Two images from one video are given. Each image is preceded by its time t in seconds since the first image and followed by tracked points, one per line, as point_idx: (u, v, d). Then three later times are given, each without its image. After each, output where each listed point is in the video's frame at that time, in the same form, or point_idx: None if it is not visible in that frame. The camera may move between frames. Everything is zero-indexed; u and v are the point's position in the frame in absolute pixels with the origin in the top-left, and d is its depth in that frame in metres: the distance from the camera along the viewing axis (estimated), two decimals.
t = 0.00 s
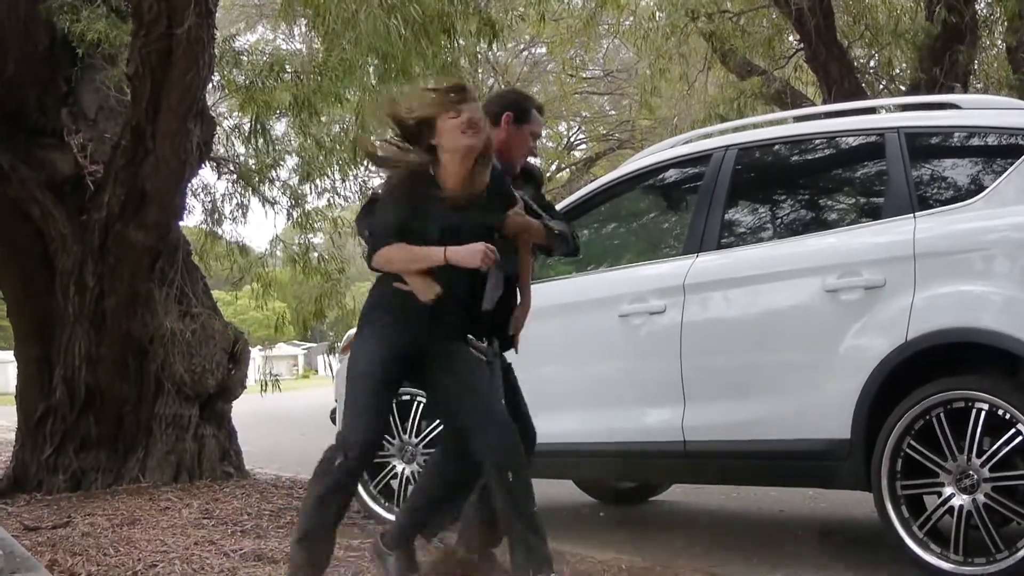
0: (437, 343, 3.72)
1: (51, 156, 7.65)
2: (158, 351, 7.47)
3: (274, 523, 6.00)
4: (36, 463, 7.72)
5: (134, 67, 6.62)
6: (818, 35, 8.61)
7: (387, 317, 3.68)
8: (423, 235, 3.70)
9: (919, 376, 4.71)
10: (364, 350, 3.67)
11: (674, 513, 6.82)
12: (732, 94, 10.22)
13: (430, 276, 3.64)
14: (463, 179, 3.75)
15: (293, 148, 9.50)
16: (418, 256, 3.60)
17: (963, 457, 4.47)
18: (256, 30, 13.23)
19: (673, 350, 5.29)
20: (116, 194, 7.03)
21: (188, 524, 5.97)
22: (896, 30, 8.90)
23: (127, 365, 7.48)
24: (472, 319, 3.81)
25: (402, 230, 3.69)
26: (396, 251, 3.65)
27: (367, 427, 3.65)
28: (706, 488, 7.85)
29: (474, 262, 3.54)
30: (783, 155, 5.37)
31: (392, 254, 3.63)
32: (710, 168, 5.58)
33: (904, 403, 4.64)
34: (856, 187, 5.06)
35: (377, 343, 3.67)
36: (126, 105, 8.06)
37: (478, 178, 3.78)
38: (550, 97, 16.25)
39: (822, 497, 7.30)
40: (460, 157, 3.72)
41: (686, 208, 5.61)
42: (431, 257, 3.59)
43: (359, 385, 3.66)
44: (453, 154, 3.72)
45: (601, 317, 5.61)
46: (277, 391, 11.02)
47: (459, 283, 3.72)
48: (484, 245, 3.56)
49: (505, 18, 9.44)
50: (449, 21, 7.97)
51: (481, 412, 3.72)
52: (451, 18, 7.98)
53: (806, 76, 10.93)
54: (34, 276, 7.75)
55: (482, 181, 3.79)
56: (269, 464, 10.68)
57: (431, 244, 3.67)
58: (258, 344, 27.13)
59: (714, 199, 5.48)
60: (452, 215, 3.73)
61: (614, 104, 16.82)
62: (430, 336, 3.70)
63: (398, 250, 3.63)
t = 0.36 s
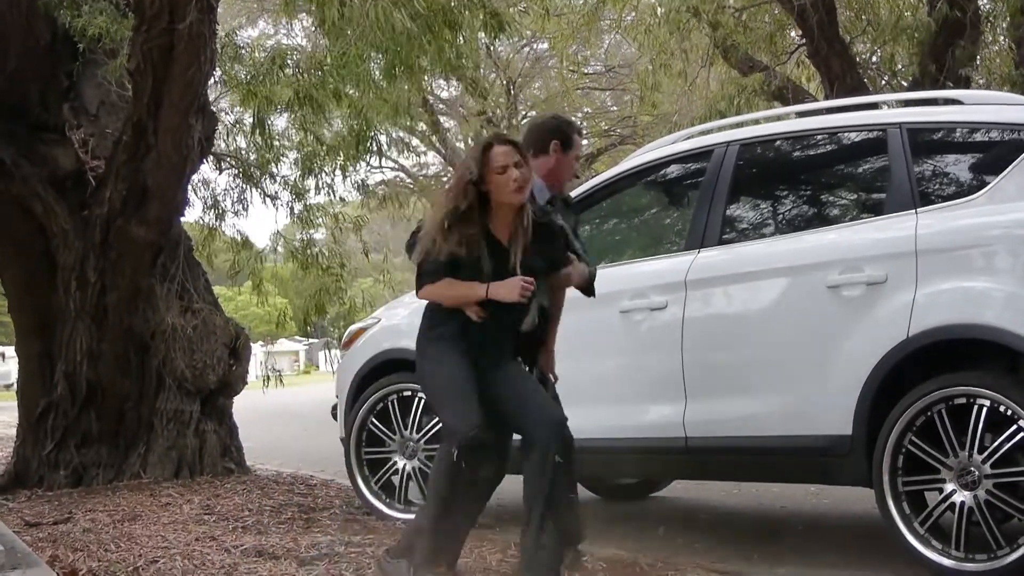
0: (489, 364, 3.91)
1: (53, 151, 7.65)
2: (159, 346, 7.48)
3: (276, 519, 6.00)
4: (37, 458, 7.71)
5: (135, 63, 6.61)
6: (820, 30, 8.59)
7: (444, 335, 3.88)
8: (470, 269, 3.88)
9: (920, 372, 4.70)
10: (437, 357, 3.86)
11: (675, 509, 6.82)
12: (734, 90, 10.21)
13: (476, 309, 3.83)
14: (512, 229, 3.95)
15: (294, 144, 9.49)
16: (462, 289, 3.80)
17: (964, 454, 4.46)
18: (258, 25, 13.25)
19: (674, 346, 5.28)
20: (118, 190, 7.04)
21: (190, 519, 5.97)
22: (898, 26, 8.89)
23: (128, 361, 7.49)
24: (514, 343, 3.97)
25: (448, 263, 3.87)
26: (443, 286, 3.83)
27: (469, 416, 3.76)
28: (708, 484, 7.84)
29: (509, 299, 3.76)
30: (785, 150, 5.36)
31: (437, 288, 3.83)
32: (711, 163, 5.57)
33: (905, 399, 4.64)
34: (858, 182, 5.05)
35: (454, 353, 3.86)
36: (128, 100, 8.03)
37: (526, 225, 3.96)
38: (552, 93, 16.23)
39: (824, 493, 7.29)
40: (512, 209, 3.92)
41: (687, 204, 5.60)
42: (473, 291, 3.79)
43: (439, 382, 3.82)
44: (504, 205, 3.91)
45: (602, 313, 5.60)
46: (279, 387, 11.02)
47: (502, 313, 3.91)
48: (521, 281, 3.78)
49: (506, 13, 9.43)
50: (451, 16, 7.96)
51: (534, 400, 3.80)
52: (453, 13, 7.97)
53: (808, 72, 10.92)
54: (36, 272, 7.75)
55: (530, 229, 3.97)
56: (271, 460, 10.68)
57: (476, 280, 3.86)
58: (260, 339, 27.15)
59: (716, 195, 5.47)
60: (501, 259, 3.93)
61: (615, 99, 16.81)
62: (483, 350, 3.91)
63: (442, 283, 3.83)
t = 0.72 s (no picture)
0: (529, 348, 4.17)
1: (53, 151, 7.64)
2: (159, 346, 7.50)
3: (276, 519, 6.01)
4: (36, 458, 7.71)
5: (135, 64, 6.61)
6: (819, 31, 8.59)
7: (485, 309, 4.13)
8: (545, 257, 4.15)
9: (919, 373, 4.71)
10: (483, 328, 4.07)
11: (674, 509, 6.83)
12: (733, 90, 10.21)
13: (531, 291, 4.11)
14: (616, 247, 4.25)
15: (293, 144, 9.50)
16: (533, 270, 4.03)
17: (963, 454, 4.47)
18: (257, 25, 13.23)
19: (674, 346, 5.28)
20: (117, 189, 7.03)
21: (189, 519, 5.97)
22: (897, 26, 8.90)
23: (127, 361, 7.49)
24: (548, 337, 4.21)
25: (532, 245, 4.14)
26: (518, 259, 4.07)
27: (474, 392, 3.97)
28: (707, 484, 7.85)
29: (571, 296, 3.99)
30: (784, 152, 5.37)
31: (507, 259, 4.07)
32: (711, 164, 5.58)
33: (904, 400, 4.64)
34: (857, 183, 5.06)
35: (492, 329, 4.07)
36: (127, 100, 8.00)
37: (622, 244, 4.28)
38: (551, 93, 16.23)
39: (823, 494, 7.29)
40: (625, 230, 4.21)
41: (687, 205, 5.61)
42: (542, 276, 4.02)
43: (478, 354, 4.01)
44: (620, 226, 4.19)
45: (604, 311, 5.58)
46: (277, 386, 11.02)
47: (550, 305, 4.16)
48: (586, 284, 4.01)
49: (506, 13, 9.44)
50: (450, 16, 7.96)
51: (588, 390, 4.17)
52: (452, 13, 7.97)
53: (807, 72, 10.91)
54: (34, 272, 7.73)
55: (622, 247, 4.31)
56: (268, 460, 10.68)
57: (549, 267, 4.12)
58: (260, 339, 27.13)
59: (715, 195, 5.49)
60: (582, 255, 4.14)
61: (615, 100, 16.81)
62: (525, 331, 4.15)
63: (516, 257, 4.06)
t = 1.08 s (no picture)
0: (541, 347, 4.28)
1: (49, 149, 7.64)
2: (155, 344, 7.49)
3: (273, 516, 6.01)
4: (33, 455, 7.70)
5: (130, 62, 6.62)
6: (815, 27, 8.59)
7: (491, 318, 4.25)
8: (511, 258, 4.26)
9: (915, 369, 4.71)
10: (499, 347, 4.18)
11: (672, 505, 6.83)
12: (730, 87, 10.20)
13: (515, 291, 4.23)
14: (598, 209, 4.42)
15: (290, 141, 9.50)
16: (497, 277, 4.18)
17: (960, 450, 4.47)
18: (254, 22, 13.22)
19: (671, 343, 5.28)
20: (114, 186, 7.02)
21: (186, 516, 5.97)
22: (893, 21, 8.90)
23: (124, 359, 7.48)
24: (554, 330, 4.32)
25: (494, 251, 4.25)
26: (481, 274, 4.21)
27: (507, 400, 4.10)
28: (704, 481, 7.85)
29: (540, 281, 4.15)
30: (780, 148, 5.38)
31: (473, 276, 4.20)
32: (707, 160, 5.58)
33: (901, 395, 4.64)
34: (853, 179, 5.06)
35: (508, 344, 4.18)
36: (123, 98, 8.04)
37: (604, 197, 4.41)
38: (548, 90, 16.23)
39: (820, 489, 7.30)
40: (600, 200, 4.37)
41: (683, 201, 5.61)
42: (510, 276, 4.16)
43: (506, 376, 4.13)
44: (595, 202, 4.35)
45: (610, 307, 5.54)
46: (274, 383, 11.01)
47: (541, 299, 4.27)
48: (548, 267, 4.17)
49: (502, 10, 9.43)
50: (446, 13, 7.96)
51: (601, 374, 4.28)
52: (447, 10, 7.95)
53: (804, 68, 10.91)
54: (30, 270, 7.69)
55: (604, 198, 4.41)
56: (265, 458, 10.67)
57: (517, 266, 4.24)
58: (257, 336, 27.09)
59: (712, 192, 5.49)
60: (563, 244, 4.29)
61: (611, 97, 16.80)
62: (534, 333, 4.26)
63: (480, 271, 4.19)
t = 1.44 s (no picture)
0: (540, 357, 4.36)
1: (46, 146, 7.63)
2: (152, 341, 7.49)
3: (271, 514, 6.01)
4: (30, 453, 7.68)
5: (126, 59, 6.62)
6: (811, 22, 8.58)
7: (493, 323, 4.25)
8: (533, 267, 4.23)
9: (912, 364, 4.71)
10: (507, 354, 4.22)
11: (669, 501, 6.84)
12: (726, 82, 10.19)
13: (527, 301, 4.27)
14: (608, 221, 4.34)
15: (286, 137, 9.48)
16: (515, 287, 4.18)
17: (956, 445, 4.47)
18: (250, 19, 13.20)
19: (667, 339, 5.28)
20: (110, 184, 7.01)
21: (184, 514, 5.97)
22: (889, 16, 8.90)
23: (121, 356, 7.50)
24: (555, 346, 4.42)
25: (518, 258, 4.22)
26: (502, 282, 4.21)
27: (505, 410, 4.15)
28: (701, 476, 7.86)
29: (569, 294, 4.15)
30: (777, 143, 5.38)
31: (494, 283, 4.20)
32: (704, 156, 5.58)
33: (898, 390, 4.65)
34: (850, 174, 5.06)
35: (516, 351, 4.23)
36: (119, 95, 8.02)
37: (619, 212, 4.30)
38: (544, 86, 16.22)
39: (818, 484, 7.30)
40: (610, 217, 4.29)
41: (680, 197, 5.61)
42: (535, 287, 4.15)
43: (503, 380, 4.18)
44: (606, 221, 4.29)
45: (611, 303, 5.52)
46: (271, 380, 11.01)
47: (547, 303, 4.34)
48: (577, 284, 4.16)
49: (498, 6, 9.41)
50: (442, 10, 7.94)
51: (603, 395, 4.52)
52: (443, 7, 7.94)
53: (800, 64, 10.89)
54: (26, 269, 7.68)
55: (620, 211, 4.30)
56: (262, 455, 10.66)
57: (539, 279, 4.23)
58: (254, 333, 27.07)
59: (709, 187, 5.49)
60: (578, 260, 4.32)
61: (608, 93, 16.79)
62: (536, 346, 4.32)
63: (501, 280, 4.19)
